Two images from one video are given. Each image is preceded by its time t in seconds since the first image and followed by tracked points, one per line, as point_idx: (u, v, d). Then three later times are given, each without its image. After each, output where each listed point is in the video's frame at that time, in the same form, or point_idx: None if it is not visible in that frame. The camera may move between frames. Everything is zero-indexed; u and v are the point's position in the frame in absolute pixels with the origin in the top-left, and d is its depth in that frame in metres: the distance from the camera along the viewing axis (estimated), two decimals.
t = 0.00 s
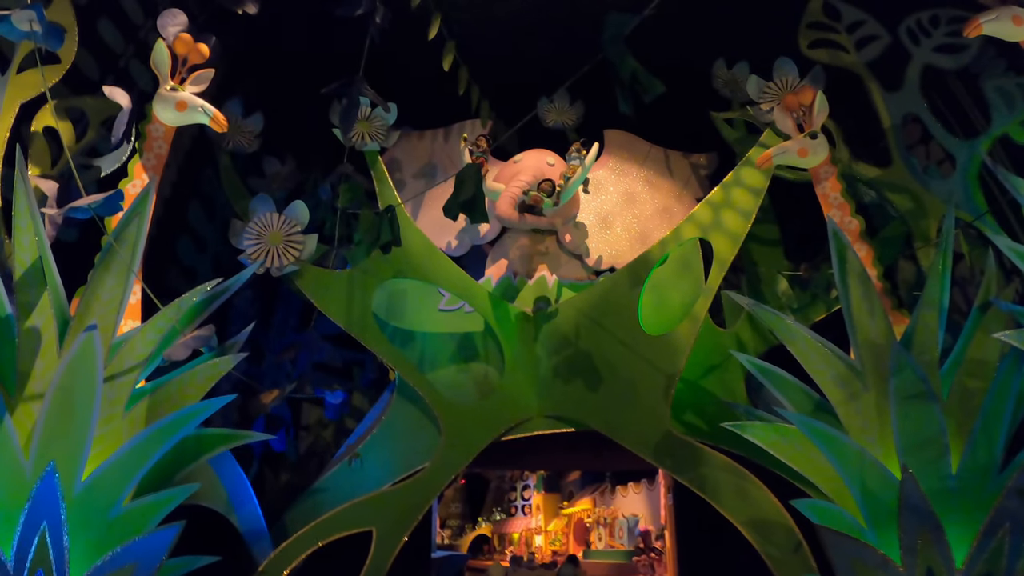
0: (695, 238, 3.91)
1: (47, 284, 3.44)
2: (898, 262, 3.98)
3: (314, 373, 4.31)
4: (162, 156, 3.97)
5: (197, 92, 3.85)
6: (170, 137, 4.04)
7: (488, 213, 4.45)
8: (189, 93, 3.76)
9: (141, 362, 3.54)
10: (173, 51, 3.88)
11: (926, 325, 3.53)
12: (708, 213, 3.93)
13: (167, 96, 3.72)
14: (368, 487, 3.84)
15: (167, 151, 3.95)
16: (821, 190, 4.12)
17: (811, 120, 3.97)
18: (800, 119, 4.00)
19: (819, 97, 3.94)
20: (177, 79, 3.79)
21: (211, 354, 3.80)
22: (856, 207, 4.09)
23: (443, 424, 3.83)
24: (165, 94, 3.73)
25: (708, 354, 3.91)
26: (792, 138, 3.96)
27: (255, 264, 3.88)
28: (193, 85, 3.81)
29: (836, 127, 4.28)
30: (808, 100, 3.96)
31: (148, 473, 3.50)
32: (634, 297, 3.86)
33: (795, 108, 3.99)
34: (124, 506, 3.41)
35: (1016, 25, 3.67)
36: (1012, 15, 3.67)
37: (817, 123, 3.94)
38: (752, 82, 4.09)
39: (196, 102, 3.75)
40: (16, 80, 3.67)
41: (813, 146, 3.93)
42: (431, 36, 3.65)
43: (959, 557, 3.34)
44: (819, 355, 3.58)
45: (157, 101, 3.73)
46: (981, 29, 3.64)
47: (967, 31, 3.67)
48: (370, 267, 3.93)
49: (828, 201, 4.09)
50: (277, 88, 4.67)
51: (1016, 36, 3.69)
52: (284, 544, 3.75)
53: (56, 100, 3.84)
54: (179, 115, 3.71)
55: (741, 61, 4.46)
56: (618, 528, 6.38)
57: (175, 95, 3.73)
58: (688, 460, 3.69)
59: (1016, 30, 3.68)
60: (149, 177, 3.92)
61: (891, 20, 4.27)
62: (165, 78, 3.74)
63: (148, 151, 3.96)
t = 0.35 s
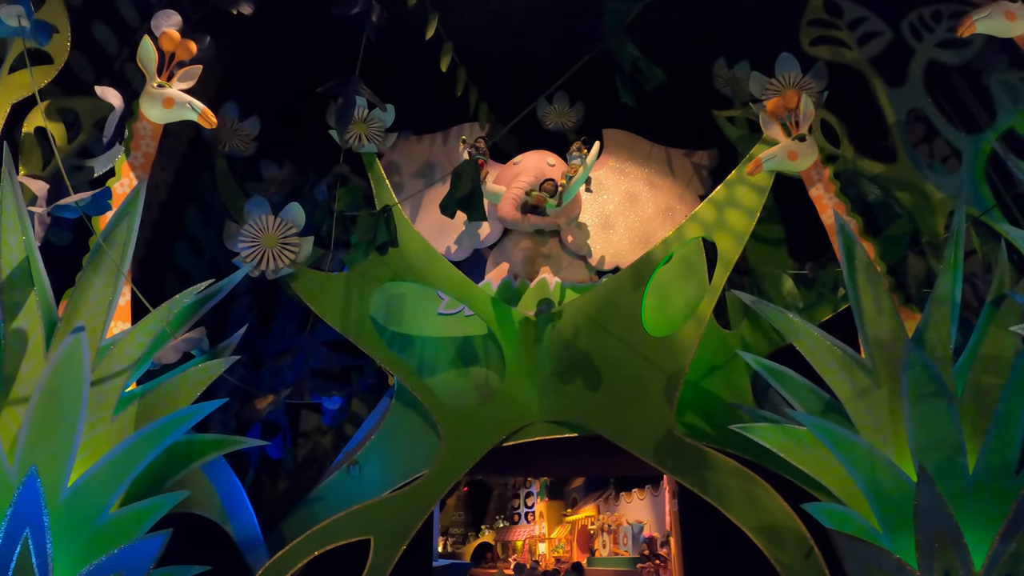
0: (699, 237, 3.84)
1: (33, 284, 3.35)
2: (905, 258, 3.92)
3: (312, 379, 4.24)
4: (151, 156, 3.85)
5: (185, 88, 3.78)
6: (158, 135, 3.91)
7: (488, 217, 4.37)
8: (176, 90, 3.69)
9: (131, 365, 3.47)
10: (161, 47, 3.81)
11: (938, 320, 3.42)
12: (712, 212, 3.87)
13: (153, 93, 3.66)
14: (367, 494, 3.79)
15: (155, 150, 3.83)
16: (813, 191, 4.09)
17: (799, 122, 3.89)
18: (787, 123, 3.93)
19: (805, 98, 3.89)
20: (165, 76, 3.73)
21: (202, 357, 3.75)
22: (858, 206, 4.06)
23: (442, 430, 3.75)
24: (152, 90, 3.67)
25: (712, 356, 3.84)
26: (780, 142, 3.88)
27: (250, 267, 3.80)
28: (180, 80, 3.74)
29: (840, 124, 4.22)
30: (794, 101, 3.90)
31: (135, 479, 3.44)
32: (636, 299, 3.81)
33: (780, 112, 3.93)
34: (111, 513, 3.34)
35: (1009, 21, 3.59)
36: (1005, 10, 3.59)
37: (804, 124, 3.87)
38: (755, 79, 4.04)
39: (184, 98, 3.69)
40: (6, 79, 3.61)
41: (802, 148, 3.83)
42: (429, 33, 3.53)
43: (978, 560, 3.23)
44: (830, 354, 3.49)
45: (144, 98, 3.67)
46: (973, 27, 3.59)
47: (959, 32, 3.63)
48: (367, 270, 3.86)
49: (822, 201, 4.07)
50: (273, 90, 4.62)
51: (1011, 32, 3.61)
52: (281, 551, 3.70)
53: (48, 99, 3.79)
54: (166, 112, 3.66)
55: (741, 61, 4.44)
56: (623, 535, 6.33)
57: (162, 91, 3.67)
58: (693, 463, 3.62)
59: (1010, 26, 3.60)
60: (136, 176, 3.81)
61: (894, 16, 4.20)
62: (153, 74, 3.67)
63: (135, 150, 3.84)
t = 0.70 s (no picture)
0: (702, 238, 3.78)
1: (18, 280, 3.30)
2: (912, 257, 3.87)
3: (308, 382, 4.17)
4: (144, 154, 3.88)
5: (180, 85, 3.73)
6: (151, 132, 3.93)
7: (488, 220, 4.28)
8: (171, 86, 3.63)
9: (118, 364, 3.41)
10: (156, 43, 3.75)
11: (948, 321, 3.34)
12: (714, 212, 3.80)
13: (148, 89, 3.60)
14: (363, 498, 3.72)
15: (148, 146, 3.84)
16: (809, 195, 4.04)
17: (790, 129, 3.84)
18: (776, 129, 3.87)
19: (796, 106, 3.82)
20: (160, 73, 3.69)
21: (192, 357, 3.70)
22: (863, 207, 4.03)
23: (440, 435, 3.67)
24: (147, 86, 3.61)
25: (715, 359, 3.80)
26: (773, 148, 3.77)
27: (244, 268, 3.73)
28: (175, 77, 3.69)
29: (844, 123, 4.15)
30: (785, 109, 3.83)
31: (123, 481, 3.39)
32: (638, 301, 3.74)
33: (770, 118, 3.86)
34: (96, 515, 3.28)
35: (1002, 24, 3.52)
36: (998, 13, 3.52)
37: (795, 131, 3.81)
38: (759, 76, 3.97)
39: (179, 94, 3.63)
40: None
41: (795, 154, 3.73)
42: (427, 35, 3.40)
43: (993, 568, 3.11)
44: (835, 355, 3.42)
45: (138, 93, 3.61)
46: (965, 32, 3.53)
47: (953, 37, 3.58)
48: (363, 272, 3.80)
49: (819, 203, 4.01)
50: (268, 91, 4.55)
51: (1004, 35, 3.54)
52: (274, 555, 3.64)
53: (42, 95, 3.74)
54: (160, 108, 3.59)
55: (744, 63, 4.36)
56: (623, 542, 6.24)
57: (156, 87, 3.61)
58: (696, 468, 3.55)
59: (1003, 30, 3.53)
60: (128, 172, 3.81)
61: (898, 15, 4.12)
62: (146, 70, 3.61)
63: (128, 146, 3.83)
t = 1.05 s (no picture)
0: (702, 236, 3.71)
1: None
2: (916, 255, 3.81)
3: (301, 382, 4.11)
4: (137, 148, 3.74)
5: (178, 81, 3.63)
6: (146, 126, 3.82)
7: (488, 223, 4.14)
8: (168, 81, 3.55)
9: (101, 359, 3.34)
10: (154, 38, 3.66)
11: (957, 318, 3.25)
12: (714, 210, 3.74)
13: (144, 84, 3.52)
14: (356, 500, 3.64)
15: (141, 140, 3.71)
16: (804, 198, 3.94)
17: (782, 129, 3.75)
18: (769, 131, 3.79)
19: (787, 106, 3.74)
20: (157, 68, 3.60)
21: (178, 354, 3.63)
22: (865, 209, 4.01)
23: (435, 436, 3.59)
24: (143, 80, 3.53)
25: (714, 360, 3.72)
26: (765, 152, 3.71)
27: (234, 264, 3.66)
28: (173, 73, 3.59)
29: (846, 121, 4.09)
30: (777, 111, 3.76)
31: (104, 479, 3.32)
32: (637, 300, 3.66)
33: (761, 121, 3.80)
34: (74, 515, 3.19)
35: (997, 25, 3.40)
36: (992, 14, 3.39)
37: (788, 131, 3.72)
38: (760, 73, 3.89)
39: (175, 89, 3.54)
40: None
41: (788, 156, 3.66)
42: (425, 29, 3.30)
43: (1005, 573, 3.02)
44: (839, 354, 3.35)
45: (135, 88, 3.53)
46: (960, 35, 3.42)
47: (949, 40, 3.47)
48: (356, 270, 3.72)
49: (814, 206, 3.92)
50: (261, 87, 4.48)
51: (999, 36, 3.42)
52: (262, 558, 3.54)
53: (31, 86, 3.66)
54: (155, 103, 3.50)
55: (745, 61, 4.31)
56: (620, 547, 6.17)
57: (151, 81, 3.52)
58: (693, 470, 3.47)
59: (997, 31, 3.41)
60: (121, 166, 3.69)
61: (900, 13, 4.06)
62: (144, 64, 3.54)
63: (122, 140, 3.72)
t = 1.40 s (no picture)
0: (709, 236, 3.64)
1: None
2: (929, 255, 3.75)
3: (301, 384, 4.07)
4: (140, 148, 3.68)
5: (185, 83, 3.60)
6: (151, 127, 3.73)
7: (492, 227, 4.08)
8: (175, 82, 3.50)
9: (91, 356, 3.26)
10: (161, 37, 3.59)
11: (971, 312, 3.15)
12: (721, 210, 3.66)
13: (148, 83, 3.46)
14: (355, 504, 3.57)
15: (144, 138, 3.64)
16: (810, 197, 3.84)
17: (785, 129, 3.67)
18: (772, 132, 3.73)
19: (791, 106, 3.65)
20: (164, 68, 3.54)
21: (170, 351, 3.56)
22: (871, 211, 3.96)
23: (434, 440, 3.53)
24: (148, 80, 3.46)
25: (720, 363, 3.71)
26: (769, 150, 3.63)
27: (230, 262, 3.58)
28: (179, 74, 3.56)
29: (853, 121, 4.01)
30: (779, 111, 3.68)
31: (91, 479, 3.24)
32: (642, 301, 3.59)
33: (763, 121, 3.73)
34: (58, 517, 3.09)
35: (1001, 23, 3.30)
36: (994, 12, 3.29)
37: (790, 131, 3.63)
38: (764, 71, 3.81)
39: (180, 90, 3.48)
40: None
41: (792, 155, 3.58)
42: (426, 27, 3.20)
43: None
44: (851, 354, 3.28)
45: (140, 87, 3.46)
46: (963, 35, 3.33)
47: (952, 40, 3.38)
48: (355, 271, 3.66)
49: (820, 205, 3.83)
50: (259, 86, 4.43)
51: (1000, 35, 3.32)
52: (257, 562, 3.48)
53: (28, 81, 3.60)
54: (161, 102, 3.45)
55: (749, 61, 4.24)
56: (623, 555, 6.10)
57: (157, 81, 3.46)
58: (696, 473, 3.40)
59: (999, 29, 3.31)
60: (127, 166, 3.65)
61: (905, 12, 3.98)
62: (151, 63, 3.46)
63: (124, 138, 3.64)
